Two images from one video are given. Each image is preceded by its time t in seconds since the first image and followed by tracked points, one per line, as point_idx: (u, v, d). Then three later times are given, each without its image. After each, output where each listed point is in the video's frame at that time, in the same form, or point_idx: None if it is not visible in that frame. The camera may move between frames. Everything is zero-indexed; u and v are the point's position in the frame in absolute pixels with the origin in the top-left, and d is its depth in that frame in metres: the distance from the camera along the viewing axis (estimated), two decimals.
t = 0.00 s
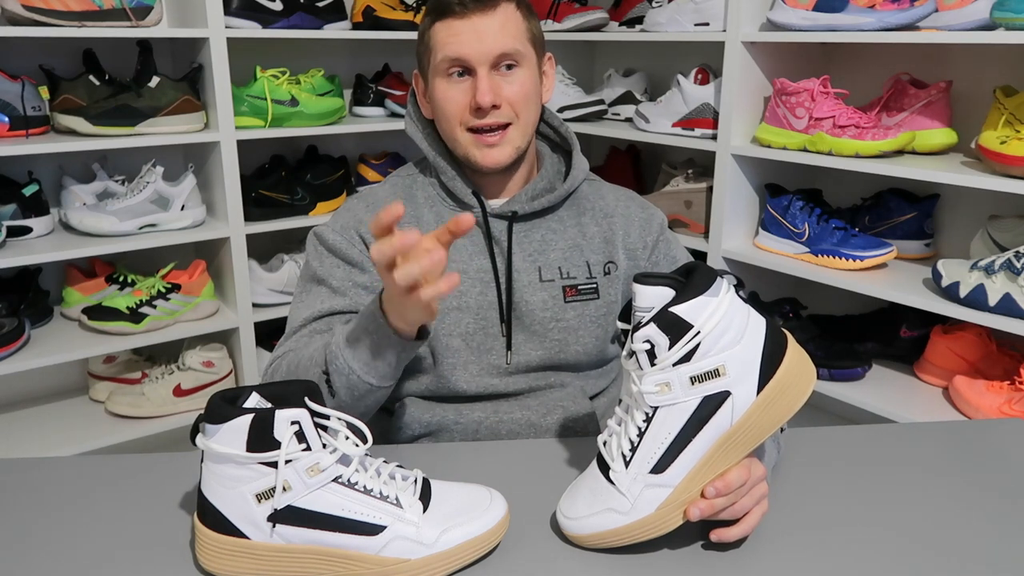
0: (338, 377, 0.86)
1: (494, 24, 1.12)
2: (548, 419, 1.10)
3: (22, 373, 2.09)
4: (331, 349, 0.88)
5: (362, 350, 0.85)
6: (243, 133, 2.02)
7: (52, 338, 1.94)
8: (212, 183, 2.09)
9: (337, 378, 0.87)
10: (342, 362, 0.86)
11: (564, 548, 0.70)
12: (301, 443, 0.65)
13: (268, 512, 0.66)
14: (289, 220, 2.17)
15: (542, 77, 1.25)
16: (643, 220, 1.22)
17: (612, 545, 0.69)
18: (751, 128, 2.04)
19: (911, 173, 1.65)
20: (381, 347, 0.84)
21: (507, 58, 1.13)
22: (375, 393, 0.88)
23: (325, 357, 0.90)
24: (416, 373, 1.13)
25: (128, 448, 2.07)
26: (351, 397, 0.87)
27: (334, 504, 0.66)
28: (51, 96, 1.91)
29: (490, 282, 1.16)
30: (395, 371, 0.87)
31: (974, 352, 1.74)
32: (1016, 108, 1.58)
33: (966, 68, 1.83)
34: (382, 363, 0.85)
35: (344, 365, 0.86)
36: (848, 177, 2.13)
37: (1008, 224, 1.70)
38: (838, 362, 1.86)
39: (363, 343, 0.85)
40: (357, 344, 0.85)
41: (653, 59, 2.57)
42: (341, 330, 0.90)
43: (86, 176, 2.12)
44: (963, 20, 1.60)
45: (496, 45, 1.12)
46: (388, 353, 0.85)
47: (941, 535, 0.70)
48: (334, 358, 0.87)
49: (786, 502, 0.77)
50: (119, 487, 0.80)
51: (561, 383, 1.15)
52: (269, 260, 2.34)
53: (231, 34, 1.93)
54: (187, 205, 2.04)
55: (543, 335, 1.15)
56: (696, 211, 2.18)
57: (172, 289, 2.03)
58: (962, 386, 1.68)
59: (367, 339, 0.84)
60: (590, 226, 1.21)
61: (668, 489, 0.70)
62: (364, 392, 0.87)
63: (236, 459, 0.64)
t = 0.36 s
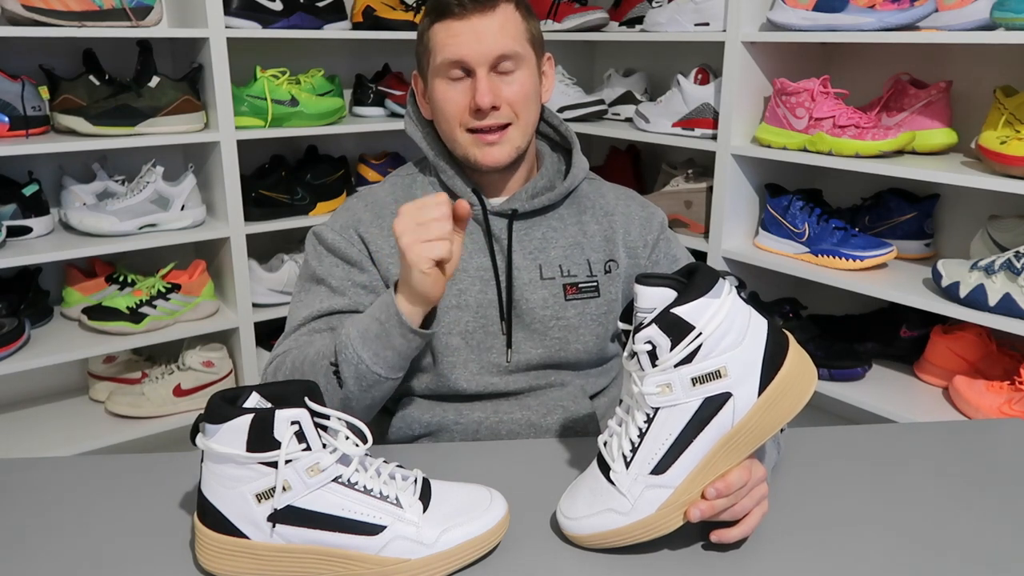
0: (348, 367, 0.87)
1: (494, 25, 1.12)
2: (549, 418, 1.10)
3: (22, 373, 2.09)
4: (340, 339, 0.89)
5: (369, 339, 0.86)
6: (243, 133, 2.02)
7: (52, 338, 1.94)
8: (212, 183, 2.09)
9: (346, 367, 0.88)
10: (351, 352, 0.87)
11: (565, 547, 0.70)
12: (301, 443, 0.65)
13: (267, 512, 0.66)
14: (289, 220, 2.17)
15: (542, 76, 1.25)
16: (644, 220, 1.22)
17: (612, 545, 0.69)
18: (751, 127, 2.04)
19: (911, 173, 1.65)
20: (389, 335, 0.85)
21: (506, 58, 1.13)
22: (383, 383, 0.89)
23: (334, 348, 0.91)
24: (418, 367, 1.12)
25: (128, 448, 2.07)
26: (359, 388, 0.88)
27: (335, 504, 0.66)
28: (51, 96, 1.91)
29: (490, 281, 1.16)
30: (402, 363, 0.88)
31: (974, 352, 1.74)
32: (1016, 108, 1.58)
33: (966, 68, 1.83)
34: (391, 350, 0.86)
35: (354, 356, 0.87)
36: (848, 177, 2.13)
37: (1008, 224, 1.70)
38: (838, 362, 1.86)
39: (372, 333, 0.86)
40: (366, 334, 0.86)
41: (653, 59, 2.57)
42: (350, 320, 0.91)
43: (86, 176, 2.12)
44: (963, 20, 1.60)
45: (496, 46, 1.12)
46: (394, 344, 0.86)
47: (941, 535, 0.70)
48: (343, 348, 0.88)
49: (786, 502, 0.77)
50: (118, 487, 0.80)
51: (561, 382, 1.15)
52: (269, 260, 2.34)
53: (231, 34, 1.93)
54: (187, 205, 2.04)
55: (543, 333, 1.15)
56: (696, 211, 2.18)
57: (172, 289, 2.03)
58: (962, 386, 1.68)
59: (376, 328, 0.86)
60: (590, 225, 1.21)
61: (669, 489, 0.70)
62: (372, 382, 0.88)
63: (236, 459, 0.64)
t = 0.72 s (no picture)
0: (347, 388, 0.85)
1: (495, 27, 1.11)
2: (548, 419, 1.10)
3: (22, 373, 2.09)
4: (344, 357, 0.86)
5: (371, 364, 0.83)
6: (243, 133, 2.02)
7: (52, 338, 1.94)
8: (212, 183, 2.09)
9: (346, 387, 0.85)
10: (352, 373, 0.84)
11: (565, 547, 0.70)
12: (301, 443, 0.65)
13: (268, 512, 0.66)
14: (288, 220, 2.17)
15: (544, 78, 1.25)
16: (644, 220, 1.22)
17: (612, 545, 0.69)
18: (751, 127, 2.04)
19: (911, 173, 1.65)
20: (390, 365, 0.81)
21: (507, 61, 1.13)
22: (382, 407, 0.86)
23: (338, 364, 0.88)
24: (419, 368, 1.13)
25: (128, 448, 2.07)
26: (358, 408, 0.86)
27: (335, 504, 0.66)
28: (51, 96, 1.91)
29: (490, 283, 1.16)
30: (402, 392, 0.84)
31: (974, 352, 1.74)
32: (1016, 108, 1.58)
33: (966, 68, 1.83)
34: (391, 379, 0.82)
35: (354, 378, 0.84)
36: (848, 177, 2.13)
37: (1008, 224, 1.70)
38: (838, 362, 1.87)
39: (373, 360, 0.82)
40: (368, 359, 0.83)
41: (654, 59, 2.57)
42: (359, 337, 0.87)
43: (86, 176, 2.12)
44: (963, 21, 1.60)
45: (497, 49, 1.11)
46: (395, 374, 0.81)
47: (941, 535, 0.70)
48: (345, 367, 0.85)
49: (786, 502, 0.77)
50: (119, 487, 0.80)
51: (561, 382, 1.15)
52: (269, 260, 2.34)
53: (231, 34, 1.93)
54: (187, 205, 2.04)
55: (544, 334, 1.15)
56: (697, 211, 2.18)
57: (172, 289, 2.02)
58: (962, 386, 1.68)
59: (379, 356, 0.81)
60: (590, 225, 1.21)
61: (668, 488, 0.70)
62: (371, 406, 0.85)
63: (236, 459, 0.64)
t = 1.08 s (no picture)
0: (348, 379, 0.85)
1: (502, 24, 1.12)
2: (548, 419, 1.10)
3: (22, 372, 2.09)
4: (343, 349, 0.86)
5: (371, 355, 0.83)
6: (243, 133, 2.02)
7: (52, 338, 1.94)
8: (212, 183, 2.09)
9: (346, 379, 0.85)
10: (352, 364, 0.84)
11: (564, 547, 0.70)
12: (301, 443, 0.65)
13: (267, 512, 0.66)
14: (288, 220, 2.17)
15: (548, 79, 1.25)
16: (644, 220, 1.22)
17: (612, 545, 0.69)
18: (751, 127, 2.04)
19: (911, 173, 1.65)
20: (391, 354, 0.81)
21: (512, 57, 1.13)
22: (383, 397, 0.86)
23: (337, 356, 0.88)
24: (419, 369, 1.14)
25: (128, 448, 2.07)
26: (359, 400, 0.86)
27: (334, 504, 0.66)
28: (51, 96, 1.91)
29: (491, 284, 1.17)
30: (403, 380, 0.84)
31: (974, 352, 1.74)
32: (1016, 108, 1.58)
33: (966, 68, 1.83)
34: (392, 368, 0.82)
35: (355, 368, 0.84)
36: (848, 177, 2.13)
37: (1009, 224, 1.70)
38: (838, 362, 1.87)
39: (374, 349, 0.82)
40: (368, 349, 0.83)
41: (654, 59, 2.57)
42: (356, 328, 0.88)
43: (86, 176, 2.12)
44: (963, 21, 1.60)
45: (502, 45, 1.12)
46: (394, 363, 0.82)
47: (941, 535, 0.70)
48: (345, 359, 0.85)
49: (786, 502, 0.77)
50: (119, 487, 0.80)
51: (561, 383, 1.15)
52: (269, 260, 2.34)
53: (231, 34, 1.93)
54: (187, 205, 2.04)
55: (544, 335, 1.15)
56: (696, 211, 2.18)
57: (172, 289, 2.03)
58: (962, 386, 1.68)
59: (379, 345, 0.82)
60: (591, 225, 1.21)
61: (668, 488, 0.70)
62: (372, 397, 0.85)
63: (236, 459, 0.64)
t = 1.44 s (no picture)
0: (356, 382, 0.85)
1: (504, 32, 1.11)
2: (548, 419, 1.10)
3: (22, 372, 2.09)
4: (353, 351, 0.86)
5: (381, 358, 0.83)
6: (243, 133, 2.02)
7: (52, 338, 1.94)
8: (212, 183, 2.09)
9: (355, 382, 0.85)
10: (361, 367, 0.84)
11: (564, 547, 0.70)
12: (301, 443, 0.65)
13: (267, 512, 0.66)
14: (288, 220, 2.17)
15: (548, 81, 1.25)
16: (644, 221, 1.22)
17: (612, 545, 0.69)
18: (751, 128, 2.04)
19: (911, 173, 1.65)
20: (400, 357, 0.81)
21: (513, 66, 1.13)
22: (390, 402, 0.85)
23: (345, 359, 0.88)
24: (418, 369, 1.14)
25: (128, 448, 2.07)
26: (366, 404, 0.85)
27: (334, 503, 0.66)
28: (51, 96, 1.91)
29: (491, 284, 1.17)
30: (411, 387, 0.84)
31: (974, 352, 1.74)
32: (1015, 108, 1.58)
33: (966, 68, 1.83)
34: (401, 373, 0.82)
35: (364, 371, 0.84)
36: (848, 177, 2.13)
37: (1008, 224, 1.70)
38: (838, 362, 1.87)
39: (383, 352, 0.82)
40: (378, 352, 0.83)
41: (654, 59, 2.57)
42: (367, 332, 0.88)
43: (86, 176, 2.12)
44: (963, 21, 1.60)
45: (504, 53, 1.11)
46: (396, 362, 0.82)
47: (940, 535, 0.70)
48: (354, 362, 0.85)
49: (787, 502, 0.77)
50: (120, 488, 0.80)
51: (561, 383, 1.16)
52: (269, 260, 2.34)
53: (231, 34, 1.93)
54: (187, 205, 2.04)
55: (543, 335, 1.15)
56: (696, 211, 2.18)
57: (171, 289, 2.03)
58: (962, 386, 1.68)
59: (389, 349, 0.82)
60: (590, 226, 1.21)
61: (668, 487, 0.70)
62: (379, 401, 0.84)
63: (236, 459, 0.64)
